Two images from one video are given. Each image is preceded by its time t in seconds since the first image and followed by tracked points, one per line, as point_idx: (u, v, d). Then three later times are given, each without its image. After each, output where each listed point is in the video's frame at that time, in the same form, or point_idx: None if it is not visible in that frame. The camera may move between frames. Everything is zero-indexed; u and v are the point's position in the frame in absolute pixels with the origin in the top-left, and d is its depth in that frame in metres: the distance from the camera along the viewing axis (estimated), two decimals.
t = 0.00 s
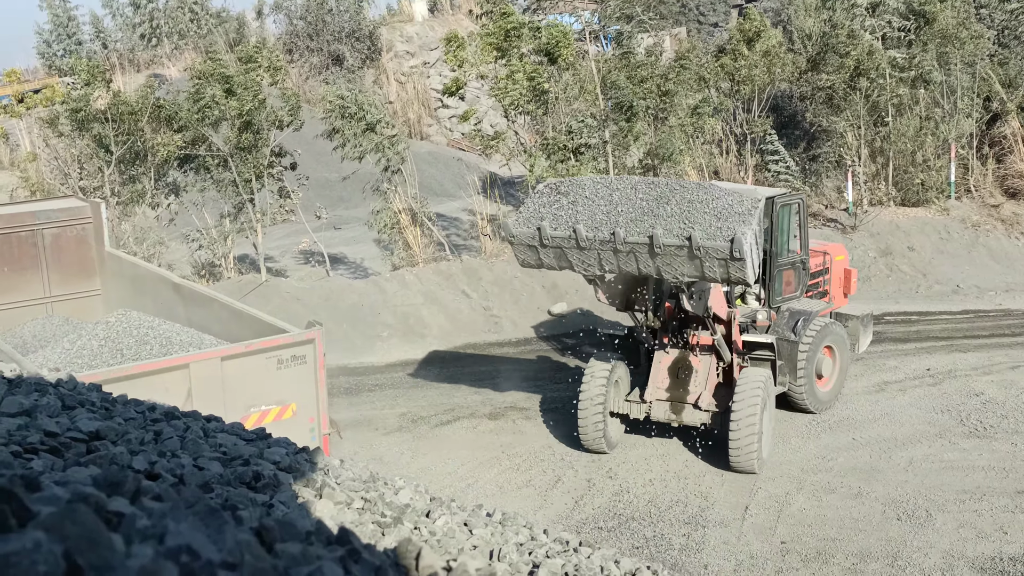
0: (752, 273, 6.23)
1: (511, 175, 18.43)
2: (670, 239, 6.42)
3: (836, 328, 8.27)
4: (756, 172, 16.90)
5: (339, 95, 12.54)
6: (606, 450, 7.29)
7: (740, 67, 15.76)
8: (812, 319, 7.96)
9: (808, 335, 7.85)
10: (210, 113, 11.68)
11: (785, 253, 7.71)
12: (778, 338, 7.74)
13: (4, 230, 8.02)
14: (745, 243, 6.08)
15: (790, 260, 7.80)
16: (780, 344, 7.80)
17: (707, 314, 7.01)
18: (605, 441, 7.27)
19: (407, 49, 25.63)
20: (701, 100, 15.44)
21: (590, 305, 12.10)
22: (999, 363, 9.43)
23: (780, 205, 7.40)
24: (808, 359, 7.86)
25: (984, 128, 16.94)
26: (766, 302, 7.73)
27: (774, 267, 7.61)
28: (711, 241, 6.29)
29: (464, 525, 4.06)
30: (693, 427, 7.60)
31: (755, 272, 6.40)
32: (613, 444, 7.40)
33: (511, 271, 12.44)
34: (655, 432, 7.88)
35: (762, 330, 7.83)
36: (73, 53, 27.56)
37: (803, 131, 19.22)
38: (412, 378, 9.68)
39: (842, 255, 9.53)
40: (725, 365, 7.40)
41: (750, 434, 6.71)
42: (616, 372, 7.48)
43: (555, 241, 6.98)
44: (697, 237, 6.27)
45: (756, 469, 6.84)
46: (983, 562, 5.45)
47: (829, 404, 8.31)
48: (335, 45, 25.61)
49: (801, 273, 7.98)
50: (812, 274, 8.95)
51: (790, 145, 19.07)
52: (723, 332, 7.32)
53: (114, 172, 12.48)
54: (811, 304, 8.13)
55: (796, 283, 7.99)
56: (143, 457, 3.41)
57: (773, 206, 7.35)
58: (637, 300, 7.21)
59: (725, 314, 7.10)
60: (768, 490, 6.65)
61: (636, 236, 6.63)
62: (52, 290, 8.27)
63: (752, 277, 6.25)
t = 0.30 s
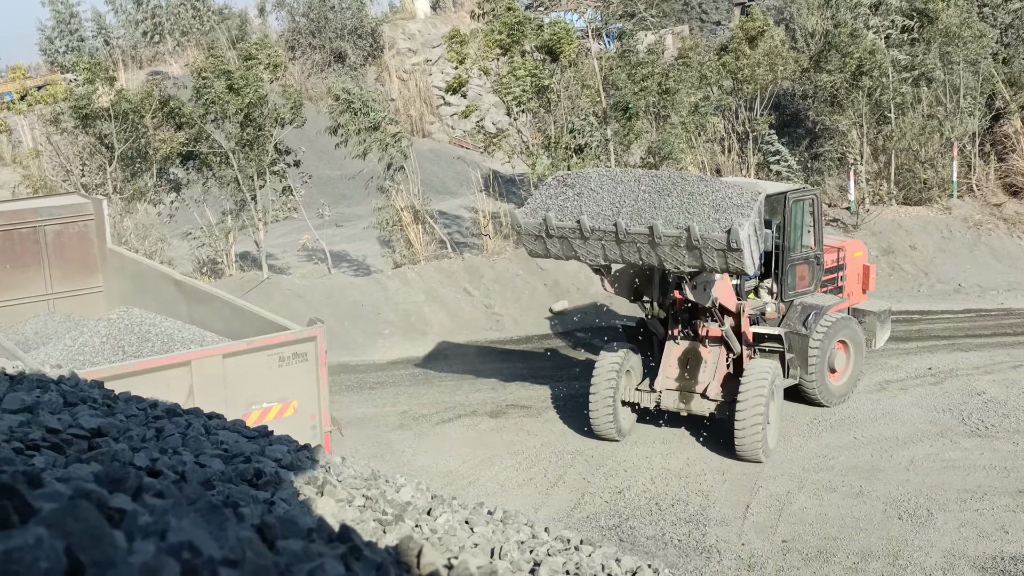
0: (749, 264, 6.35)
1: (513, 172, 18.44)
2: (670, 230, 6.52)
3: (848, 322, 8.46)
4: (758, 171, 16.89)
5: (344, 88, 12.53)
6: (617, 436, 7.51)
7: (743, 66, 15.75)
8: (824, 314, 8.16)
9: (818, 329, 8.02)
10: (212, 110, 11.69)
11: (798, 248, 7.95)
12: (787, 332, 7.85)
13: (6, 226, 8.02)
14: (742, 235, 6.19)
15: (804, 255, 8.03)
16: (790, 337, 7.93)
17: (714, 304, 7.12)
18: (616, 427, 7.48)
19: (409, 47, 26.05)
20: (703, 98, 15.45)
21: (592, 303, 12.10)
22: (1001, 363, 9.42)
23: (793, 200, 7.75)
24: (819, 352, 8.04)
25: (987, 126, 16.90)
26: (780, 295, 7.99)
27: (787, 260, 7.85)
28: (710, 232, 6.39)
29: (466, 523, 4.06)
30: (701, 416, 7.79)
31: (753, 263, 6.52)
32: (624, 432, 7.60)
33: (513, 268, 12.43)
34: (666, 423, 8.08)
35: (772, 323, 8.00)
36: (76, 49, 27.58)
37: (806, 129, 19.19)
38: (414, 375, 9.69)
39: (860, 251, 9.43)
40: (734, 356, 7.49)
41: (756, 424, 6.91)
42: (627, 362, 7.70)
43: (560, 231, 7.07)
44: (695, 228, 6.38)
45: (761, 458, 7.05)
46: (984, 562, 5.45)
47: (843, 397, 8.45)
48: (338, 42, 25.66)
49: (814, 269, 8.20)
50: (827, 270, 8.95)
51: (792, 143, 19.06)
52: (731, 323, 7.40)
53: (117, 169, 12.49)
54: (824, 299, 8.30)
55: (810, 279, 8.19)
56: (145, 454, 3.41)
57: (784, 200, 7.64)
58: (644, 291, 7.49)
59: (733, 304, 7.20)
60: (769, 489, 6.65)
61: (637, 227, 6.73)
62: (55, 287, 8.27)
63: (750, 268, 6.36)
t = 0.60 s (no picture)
0: (744, 253, 6.65)
1: (515, 167, 18.43)
2: (668, 221, 6.85)
3: (864, 314, 8.46)
4: (760, 167, 16.87)
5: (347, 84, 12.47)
6: (628, 421, 7.74)
7: (745, 63, 15.72)
8: (839, 306, 8.25)
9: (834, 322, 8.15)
10: (214, 104, 11.68)
11: (813, 241, 8.08)
12: (801, 323, 8.12)
13: (9, 220, 8.04)
14: (735, 225, 6.50)
15: (818, 247, 8.16)
16: (803, 329, 8.22)
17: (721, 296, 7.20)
18: (627, 412, 7.71)
19: (412, 42, 25.18)
20: (706, 94, 15.44)
21: (593, 298, 12.10)
22: (1003, 360, 9.41)
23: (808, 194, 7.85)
24: (833, 345, 8.16)
25: (990, 123, 16.86)
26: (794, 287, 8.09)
27: (802, 253, 7.96)
28: (705, 222, 6.71)
29: (466, 517, 4.07)
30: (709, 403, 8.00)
31: (748, 252, 6.82)
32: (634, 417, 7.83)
33: (514, 264, 12.43)
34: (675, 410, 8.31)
35: (787, 312, 8.17)
36: (79, 43, 27.55)
37: (808, 125, 19.17)
38: (415, 370, 9.70)
39: (878, 245, 9.67)
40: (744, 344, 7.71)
41: (761, 412, 7.09)
42: (639, 349, 7.91)
43: (565, 219, 7.47)
44: (691, 217, 6.71)
45: (766, 445, 7.23)
46: (984, 559, 5.45)
47: (858, 389, 8.57)
48: (340, 37, 25.63)
49: (829, 261, 8.33)
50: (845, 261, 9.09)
51: (795, 139, 19.02)
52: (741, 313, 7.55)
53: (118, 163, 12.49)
54: (839, 290, 8.41)
55: (825, 270, 8.33)
56: (146, 447, 3.42)
57: (799, 194, 7.74)
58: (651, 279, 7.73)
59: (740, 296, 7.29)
60: (768, 485, 6.66)
61: (637, 216, 7.08)
62: (57, 281, 8.29)
63: (744, 256, 6.66)
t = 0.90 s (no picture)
0: (733, 243, 6.70)
1: (510, 165, 18.44)
2: (659, 210, 6.94)
3: (870, 310, 8.61)
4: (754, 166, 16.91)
5: (341, 81, 12.48)
6: (633, 410, 8.00)
7: (739, 62, 15.73)
8: (844, 302, 8.44)
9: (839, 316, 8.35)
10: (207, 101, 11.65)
11: (821, 237, 8.24)
12: (807, 317, 8.29)
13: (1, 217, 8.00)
14: (724, 215, 6.56)
15: (826, 244, 8.31)
16: (809, 324, 8.36)
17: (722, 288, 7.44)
18: (632, 401, 7.96)
19: (406, 40, 25.35)
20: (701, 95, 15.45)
21: (587, 297, 12.10)
22: (995, 359, 9.45)
23: (816, 190, 8.03)
24: (839, 338, 8.32)
25: (983, 123, 16.94)
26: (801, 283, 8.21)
27: (809, 249, 8.13)
28: (696, 212, 6.79)
29: (460, 516, 4.06)
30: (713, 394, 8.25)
31: (739, 242, 6.86)
32: (639, 406, 8.06)
33: (509, 263, 12.43)
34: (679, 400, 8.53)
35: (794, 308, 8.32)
36: (72, 40, 27.45)
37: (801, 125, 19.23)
38: (409, 368, 9.69)
39: (891, 243, 9.74)
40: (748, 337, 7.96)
41: (759, 403, 7.30)
42: (644, 339, 8.16)
43: (561, 209, 7.61)
44: (681, 208, 6.79)
45: (765, 434, 7.45)
46: (976, 558, 5.48)
47: (865, 385, 8.65)
48: (334, 35, 25.62)
49: (837, 258, 8.48)
50: (852, 259, 9.20)
51: (788, 139, 19.08)
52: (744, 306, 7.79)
53: (112, 161, 12.45)
54: (846, 287, 8.60)
55: (833, 267, 8.47)
56: (138, 445, 3.41)
57: (806, 189, 7.90)
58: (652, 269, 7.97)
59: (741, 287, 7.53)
60: (761, 483, 6.67)
61: (630, 206, 7.20)
62: (49, 278, 8.24)
63: (733, 246, 6.71)
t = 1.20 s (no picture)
0: (730, 231, 6.89)
1: (506, 163, 18.44)
2: (659, 199, 7.14)
3: (881, 303, 8.67)
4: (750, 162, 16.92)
5: (336, 79, 12.47)
6: (644, 398, 8.21)
7: (736, 58, 15.77)
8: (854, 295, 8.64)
9: (849, 308, 8.52)
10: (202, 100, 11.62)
11: (831, 230, 8.42)
12: (816, 308, 8.49)
13: None
14: (719, 204, 6.77)
15: (837, 236, 8.49)
16: (819, 315, 8.57)
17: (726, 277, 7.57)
18: (643, 389, 8.17)
19: (402, 38, 25.88)
20: (698, 92, 15.42)
21: (584, 294, 12.10)
22: (991, 354, 9.47)
23: (828, 183, 8.20)
24: (850, 330, 8.47)
25: (978, 118, 16.98)
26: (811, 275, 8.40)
27: (819, 241, 8.32)
28: (693, 202, 7.00)
29: (458, 514, 4.06)
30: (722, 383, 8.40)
31: (737, 231, 7.07)
32: (649, 395, 8.26)
33: (505, 260, 12.43)
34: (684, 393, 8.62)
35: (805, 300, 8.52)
36: (66, 38, 27.38)
37: (797, 120, 19.26)
38: (406, 366, 9.69)
39: (904, 236, 9.74)
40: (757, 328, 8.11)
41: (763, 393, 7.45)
42: (654, 329, 8.37)
43: (566, 199, 7.85)
44: (679, 199, 7.00)
45: (768, 423, 7.61)
46: (973, 552, 5.49)
47: (878, 376, 8.76)
48: (329, 33, 25.59)
49: (849, 250, 8.64)
50: (863, 252, 9.26)
51: (784, 135, 19.10)
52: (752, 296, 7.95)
53: (107, 160, 12.42)
54: (857, 279, 8.75)
55: (845, 259, 8.64)
56: (135, 445, 3.40)
57: (816, 183, 8.10)
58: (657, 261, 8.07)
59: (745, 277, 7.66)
60: (759, 479, 6.68)
61: (631, 197, 7.42)
62: (46, 277, 8.22)
63: (730, 234, 6.90)
